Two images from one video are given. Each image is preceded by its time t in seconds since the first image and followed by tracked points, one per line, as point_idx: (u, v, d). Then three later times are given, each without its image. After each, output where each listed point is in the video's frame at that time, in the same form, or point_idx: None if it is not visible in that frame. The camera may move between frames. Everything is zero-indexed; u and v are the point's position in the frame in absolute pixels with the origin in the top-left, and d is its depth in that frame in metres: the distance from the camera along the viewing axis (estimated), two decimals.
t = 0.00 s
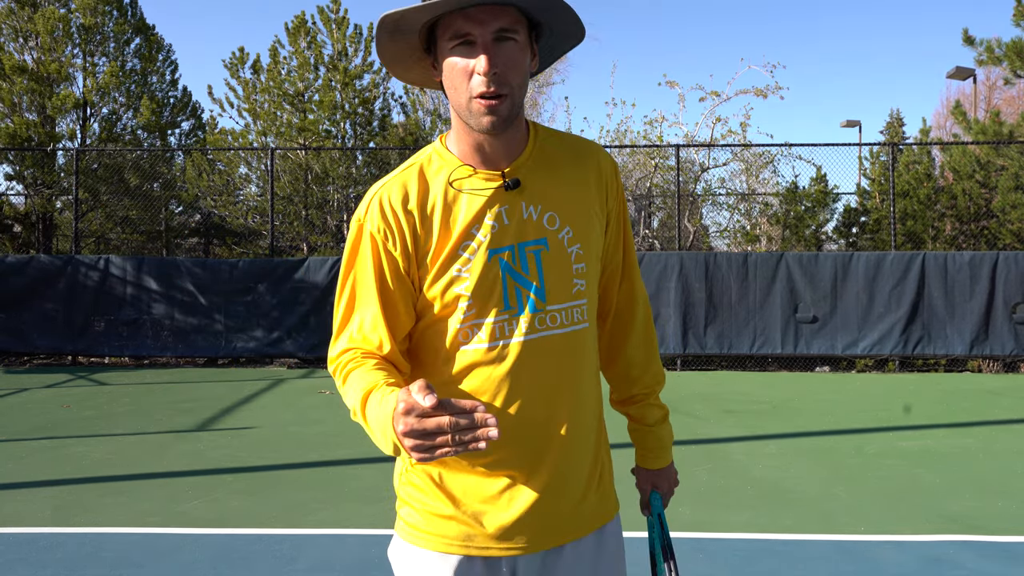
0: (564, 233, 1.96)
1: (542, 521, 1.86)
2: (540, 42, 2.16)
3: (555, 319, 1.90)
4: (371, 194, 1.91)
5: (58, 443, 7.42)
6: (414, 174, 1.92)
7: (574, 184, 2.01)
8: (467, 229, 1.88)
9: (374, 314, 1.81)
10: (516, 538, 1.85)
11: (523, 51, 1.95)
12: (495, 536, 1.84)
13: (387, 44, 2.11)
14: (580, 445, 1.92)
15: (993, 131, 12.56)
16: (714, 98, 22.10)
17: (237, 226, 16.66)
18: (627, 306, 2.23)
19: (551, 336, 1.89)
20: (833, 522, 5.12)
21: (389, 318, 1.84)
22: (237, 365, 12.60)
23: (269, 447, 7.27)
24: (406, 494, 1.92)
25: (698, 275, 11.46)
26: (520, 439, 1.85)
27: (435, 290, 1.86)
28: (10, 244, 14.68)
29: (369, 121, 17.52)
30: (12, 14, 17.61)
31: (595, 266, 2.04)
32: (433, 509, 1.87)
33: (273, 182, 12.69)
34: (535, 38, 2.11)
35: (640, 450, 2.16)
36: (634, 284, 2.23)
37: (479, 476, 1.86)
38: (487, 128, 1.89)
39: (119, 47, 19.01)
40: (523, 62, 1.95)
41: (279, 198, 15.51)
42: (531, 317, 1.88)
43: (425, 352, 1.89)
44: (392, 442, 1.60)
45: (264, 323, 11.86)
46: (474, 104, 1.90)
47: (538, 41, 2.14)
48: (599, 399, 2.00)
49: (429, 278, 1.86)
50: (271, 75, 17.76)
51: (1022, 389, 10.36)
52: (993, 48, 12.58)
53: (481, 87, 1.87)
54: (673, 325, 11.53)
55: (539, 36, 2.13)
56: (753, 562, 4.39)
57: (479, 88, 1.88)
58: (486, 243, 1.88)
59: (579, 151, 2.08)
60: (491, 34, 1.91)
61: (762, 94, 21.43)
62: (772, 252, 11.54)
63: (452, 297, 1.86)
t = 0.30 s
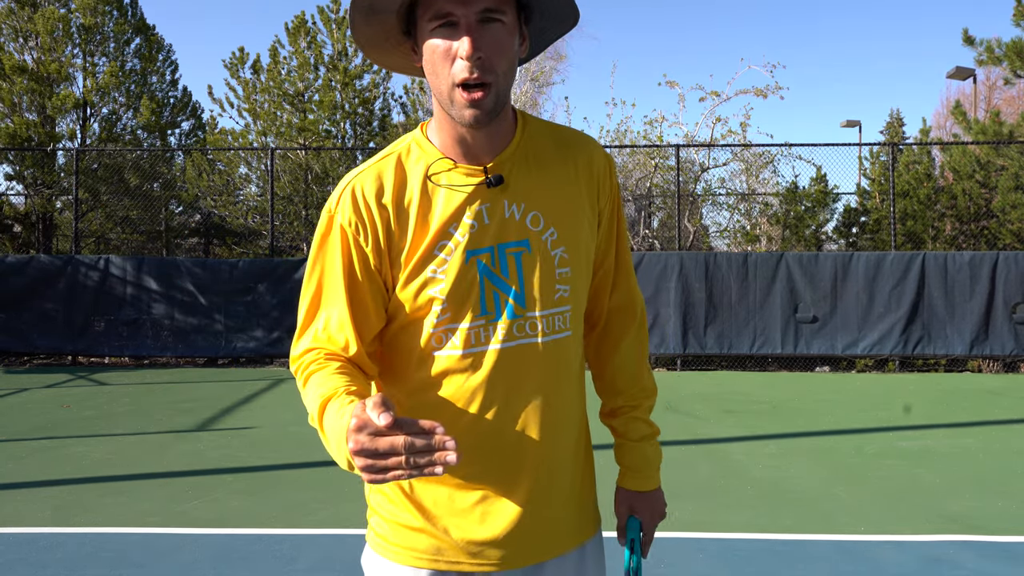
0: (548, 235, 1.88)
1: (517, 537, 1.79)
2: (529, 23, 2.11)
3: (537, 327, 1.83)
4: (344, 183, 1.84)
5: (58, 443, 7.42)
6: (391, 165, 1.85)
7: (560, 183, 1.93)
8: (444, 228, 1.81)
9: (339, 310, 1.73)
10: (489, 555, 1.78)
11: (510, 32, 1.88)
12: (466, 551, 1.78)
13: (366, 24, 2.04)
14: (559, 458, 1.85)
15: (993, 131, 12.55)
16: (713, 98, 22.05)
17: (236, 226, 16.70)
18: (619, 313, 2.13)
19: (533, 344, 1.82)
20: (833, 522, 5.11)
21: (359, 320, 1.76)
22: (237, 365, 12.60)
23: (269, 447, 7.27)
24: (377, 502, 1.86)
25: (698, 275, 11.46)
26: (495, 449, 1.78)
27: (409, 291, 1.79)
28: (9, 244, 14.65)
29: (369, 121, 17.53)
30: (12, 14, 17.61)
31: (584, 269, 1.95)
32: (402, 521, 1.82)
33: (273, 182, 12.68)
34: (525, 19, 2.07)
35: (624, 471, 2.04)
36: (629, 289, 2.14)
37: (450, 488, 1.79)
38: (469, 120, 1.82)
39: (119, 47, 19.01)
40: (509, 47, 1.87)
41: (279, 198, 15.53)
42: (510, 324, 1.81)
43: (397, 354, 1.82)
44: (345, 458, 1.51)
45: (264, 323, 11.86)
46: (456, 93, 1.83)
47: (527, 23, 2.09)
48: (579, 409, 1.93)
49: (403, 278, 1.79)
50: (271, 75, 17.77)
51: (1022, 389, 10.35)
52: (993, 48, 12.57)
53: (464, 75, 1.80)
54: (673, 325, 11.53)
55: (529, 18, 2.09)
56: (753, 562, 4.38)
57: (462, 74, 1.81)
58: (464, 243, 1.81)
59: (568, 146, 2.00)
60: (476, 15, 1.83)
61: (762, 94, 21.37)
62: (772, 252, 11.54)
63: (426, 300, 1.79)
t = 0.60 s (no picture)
0: (544, 230, 1.89)
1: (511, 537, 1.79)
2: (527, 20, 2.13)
3: (532, 322, 1.83)
4: (340, 172, 1.82)
5: (57, 443, 7.42)
6: (388, 156, 1.84)
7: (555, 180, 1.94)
8: (440, 221, 1.80)
9: (332, 288, 1.68)
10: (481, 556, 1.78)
11: (504, 27, 1.87)
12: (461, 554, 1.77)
13: (361, 24, 2.06)
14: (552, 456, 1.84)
15: (993, 131, 12.56)
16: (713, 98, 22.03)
17: (236, 226, 16.71)
18: (614, 312, 2.13)
19: (528, 338, 1.82)
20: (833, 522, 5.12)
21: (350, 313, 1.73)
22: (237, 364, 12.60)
23: (269, 447, 7.27)
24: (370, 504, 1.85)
25: (698, 275, 11.46)
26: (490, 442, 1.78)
27: (405, 282, 1.77)
28: (9, 244, 14.65)
29: (369, 121, 17.52)
30: (12, 14, 17.62)
31: (579, 265, 1.95)
32: (395, 523, 1.81)
33: (273, 182, 12.68)
34: (521, 17, 2.08)
35: (612, 475, 2.01)
36: (624, 288, 2.14)
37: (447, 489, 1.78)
38: (467, 116, 1.82)
39: (119, 47, 19.01)
40: (505, 41, 1.87)
41: (279, 198, 15.55)
42: (506, 318, 1.80)
43: (388, 348, 1.81)
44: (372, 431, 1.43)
45: (264, 323, 11.86)
46: (452, 88, 1.83)
47: (524, 21, 2.11)
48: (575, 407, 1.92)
49: (399, 270, 1.77)
50: (271, 75, 17.78)
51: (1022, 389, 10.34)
52: (993, 49, 12.57)
53: (460, 69, 1.80)
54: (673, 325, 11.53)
55: (525, 16, 2.10)
56: (753, 562, 4.38)
57: (457, 69, 1.81)
58: (461, 236, 1.80)
59: (562, 146, 2.02)
60: (469, 10, 1.83)
61: (761, 93, 21.33)
62: (772, 252, 11.55)
63: (422, 293, 1.77)
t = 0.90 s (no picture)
0: (559, 232, 1.92)
1: (531, 525, 1.81)
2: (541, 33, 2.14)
3: (549, 318, 1.87)
4: (365, 176, 1.84)
5: (57, 442, 7.42)
6: (411, 161, 1.86)
7: (565, 183, 1.97)
8: (463, 221, 1.82)
9: (363, 276, 1.69)
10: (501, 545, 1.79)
11: (519, 39, 1.90)
12: (481, 542, 1.78)
13: (384, 39, 2.07)
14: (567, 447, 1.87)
15: (994, 131, 12.54)
16: (714, 97, 21.96)
17: (236, 226, 16.73)
18: (615, 316, 2.15)
19: (547, 334, 1.85)
20: (833, 522, 5.11)
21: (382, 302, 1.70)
22: (237, 365, 12.61)
23: (270, 447, 7.27)
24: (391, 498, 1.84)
25: (698, 275, 11.46)
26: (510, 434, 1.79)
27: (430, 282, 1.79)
28: (9, 244, 14.61)
29: (369, 121, 17.52)
30: (12, 14, 17.63)
31: (588, 266, 2.00)
32: (416, 516, 1.81)
33: (273, 182, 12.67)
34: (534, 30, 2.09)
35: (624, 469, 2.06)
36: (625, 291, 2.16)
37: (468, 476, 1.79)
38: (483, 119, 1.84)
39: (119, 47, 19.02)
40: (519, 51, 1.89)
41: (279, 198, 15.57)
42: (526, 314, 1.83)
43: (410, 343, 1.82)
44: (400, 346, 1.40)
45: (264, 324, 11.86)
46: (470, 94, 1.86)
47: (537, 35, 2.12)
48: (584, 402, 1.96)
49: (426, 269, 1.79)
50: (271, 75, 17.79)
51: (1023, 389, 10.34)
52: (993, 48, 12.57)
53: (475, 77, 1.82)
54: (673, 325, 11.53)
55: (538, 30, 2.12)
56: (752, 562, 4.38)
57: (474, 76, 1.83)
58: (483, 236, 1.82)
59: (569, 152, 2.04)
60: (485, 22, 1.86)
61: (762, 93, 21.21)
62: (772, 252, 11.55)
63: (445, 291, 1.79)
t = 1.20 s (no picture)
0: (568, 242, 1.93)
1: (546, 518, 1.82)
2: (548, 54, 2.17)
3: (558, 324, 1.88)
4: (382, 192, 1.89)
5: (57, 442, 7.42)
6: (425, 176, 1.88)
7: (575, 192, 1.97)
8: (472, 232, 1.84)
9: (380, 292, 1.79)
10: (519, 535, 1.80)
11: (530, 58, 1.94)
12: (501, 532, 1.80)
13: (402, 57, 2.10)
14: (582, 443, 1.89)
15: (993, 131, 12.53)
16: (713, 97, 21.93)
17: (236, 226, 16.71)
18: (629, 314, 2.15)
19: (557, 340, 1.87)
20: (833, 522, 5.11)
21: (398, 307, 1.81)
22: (237, 364, 12.61)
23: (270, 447, 7.27)
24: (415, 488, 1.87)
25: (698, 275, 11.46)
26: (522, 429, 1.81)
27: (442, 289, 1.82)
28: (9, 244, 14.57)
29: (369, 121, 17.52)
30: (12, 14, 17.63)
31: (598, 272, 2.00)
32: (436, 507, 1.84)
33: (273, 182, 12.66)
34: (543, 50, 2.12)
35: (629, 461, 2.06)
36: (637, 291, 2.15)
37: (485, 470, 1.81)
38: (496, 134, 1.87)
39: (119, 47, 19.02)
40: (531, 70, 1.93)
41: (279, 198, 15.60)
42: (535, 321, 1.85)
43: (426, 350, 1.88)
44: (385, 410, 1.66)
45: (264, 323, 11.87)
46: (484, 111, 1.88)
47: (546, 53, 2.15)
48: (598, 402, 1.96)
49: (434, 277, 1.83)
50: (271, 75, 17.80)
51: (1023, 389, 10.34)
52: (993, 48, 12.56)
53: (491, 95, 1.85)
54: (673, 325, 11.53)
55: (547, 49, 2.14)
56: (752, 562, 4.38)
57: (489, 95, 1.86)
58: (490, 247, 1.84)
59: (579, 159, 2.04)
60: (499, 41, 1.90)
61: (762, 93, 21.19)
62: (772, 252, 11.55)
63: (456, 300, 1.82)
